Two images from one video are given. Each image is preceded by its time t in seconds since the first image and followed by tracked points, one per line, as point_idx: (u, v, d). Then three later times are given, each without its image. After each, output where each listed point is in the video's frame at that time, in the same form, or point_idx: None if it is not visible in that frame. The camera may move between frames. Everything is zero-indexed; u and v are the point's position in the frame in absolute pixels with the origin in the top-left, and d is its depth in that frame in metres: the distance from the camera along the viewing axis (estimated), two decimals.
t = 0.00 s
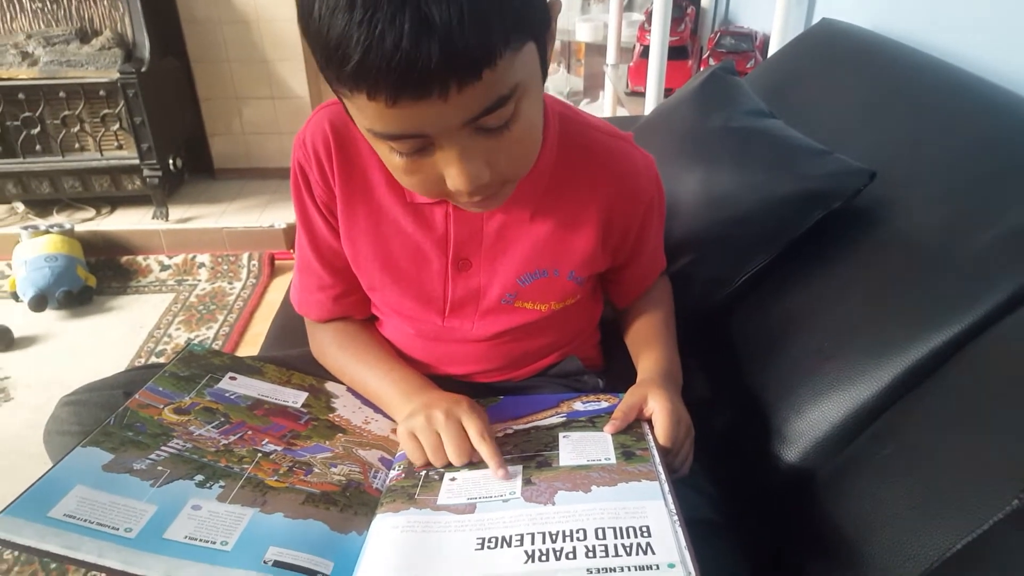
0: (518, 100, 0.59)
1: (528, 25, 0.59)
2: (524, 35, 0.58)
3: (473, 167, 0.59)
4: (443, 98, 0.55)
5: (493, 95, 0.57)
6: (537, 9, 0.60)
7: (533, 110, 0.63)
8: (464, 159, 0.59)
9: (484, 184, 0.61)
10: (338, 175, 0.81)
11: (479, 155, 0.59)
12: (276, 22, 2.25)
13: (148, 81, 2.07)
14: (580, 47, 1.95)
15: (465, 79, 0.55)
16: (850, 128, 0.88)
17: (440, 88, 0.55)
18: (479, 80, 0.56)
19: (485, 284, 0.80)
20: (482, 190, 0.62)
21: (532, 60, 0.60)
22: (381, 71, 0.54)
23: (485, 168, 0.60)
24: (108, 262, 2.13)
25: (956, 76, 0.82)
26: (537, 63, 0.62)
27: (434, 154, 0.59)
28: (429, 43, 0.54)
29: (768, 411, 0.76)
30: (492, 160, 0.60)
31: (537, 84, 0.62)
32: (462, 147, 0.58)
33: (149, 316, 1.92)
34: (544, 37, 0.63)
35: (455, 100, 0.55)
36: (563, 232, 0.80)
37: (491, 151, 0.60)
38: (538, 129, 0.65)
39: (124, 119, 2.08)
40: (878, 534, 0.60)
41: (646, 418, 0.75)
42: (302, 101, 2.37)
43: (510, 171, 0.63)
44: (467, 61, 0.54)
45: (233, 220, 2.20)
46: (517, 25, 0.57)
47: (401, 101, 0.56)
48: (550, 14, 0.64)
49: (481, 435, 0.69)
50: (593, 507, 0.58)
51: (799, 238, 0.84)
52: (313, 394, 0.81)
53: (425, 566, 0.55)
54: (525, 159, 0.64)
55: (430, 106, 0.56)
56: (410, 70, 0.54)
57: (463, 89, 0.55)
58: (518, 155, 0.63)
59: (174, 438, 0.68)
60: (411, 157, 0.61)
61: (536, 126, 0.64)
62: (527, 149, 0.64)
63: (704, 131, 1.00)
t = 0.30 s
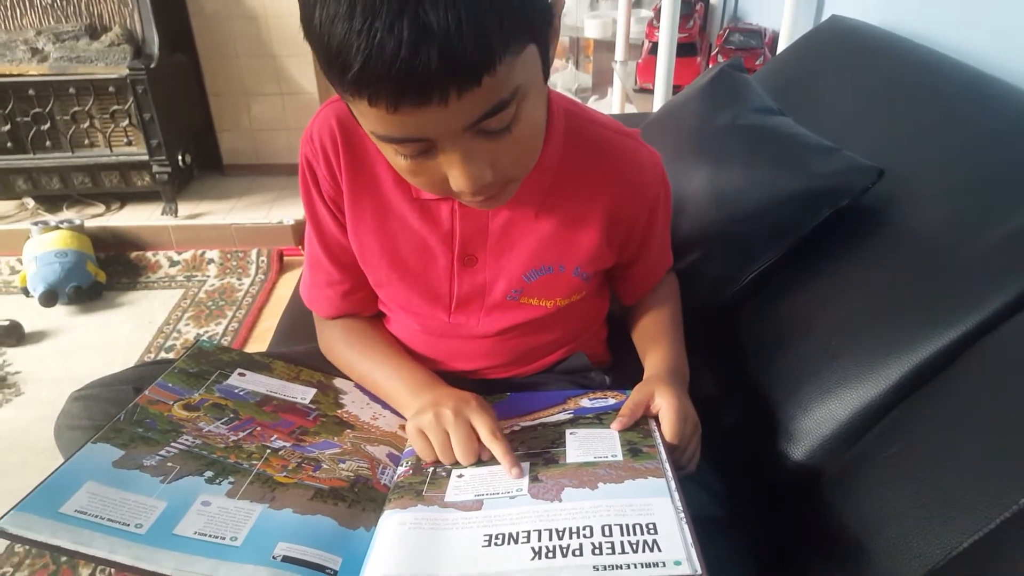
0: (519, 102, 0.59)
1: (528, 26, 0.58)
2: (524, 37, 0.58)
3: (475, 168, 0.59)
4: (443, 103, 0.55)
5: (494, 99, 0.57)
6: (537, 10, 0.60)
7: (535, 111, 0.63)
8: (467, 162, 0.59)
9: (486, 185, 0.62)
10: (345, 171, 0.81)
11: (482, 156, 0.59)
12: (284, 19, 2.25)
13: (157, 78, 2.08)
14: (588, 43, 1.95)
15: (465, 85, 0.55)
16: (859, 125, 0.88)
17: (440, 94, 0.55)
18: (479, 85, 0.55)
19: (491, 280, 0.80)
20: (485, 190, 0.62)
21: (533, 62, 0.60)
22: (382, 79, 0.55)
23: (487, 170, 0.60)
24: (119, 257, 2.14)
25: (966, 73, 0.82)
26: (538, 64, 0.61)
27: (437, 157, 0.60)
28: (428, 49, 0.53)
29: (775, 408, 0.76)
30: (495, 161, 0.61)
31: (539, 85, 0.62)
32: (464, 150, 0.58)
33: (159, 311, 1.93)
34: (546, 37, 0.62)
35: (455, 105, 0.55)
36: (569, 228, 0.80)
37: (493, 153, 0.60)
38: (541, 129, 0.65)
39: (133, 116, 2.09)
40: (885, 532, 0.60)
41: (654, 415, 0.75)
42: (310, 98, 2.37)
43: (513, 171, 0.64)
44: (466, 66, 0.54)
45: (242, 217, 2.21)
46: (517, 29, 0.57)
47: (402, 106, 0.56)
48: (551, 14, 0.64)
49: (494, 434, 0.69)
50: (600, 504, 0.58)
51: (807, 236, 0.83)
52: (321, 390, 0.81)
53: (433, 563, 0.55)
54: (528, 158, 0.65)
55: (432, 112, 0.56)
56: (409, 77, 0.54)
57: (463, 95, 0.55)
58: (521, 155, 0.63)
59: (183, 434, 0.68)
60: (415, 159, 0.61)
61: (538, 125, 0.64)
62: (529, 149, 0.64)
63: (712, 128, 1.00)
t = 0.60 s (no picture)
0: (511, 102, 0.59)
1: (517, 27, 0.58)
2: (514, 38, 0.58)
3: (468, 168, 0.59)
4: (432, 103, 0.55)
5: (484, 99, 0.57)
6: (526, 9, 0.59)
7: (529, 110, 0.63)
8: (459, 161, 0.59)
9: (480, 184, 0.62)
10: (346, 169, 0.81)
11: (475, 156, 0.59)
12: (286, 17, 2.25)
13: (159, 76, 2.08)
14: (590, 42, 1.95)
15: (453, 86, 0.55)
16: (860, 125, 0.88)
17: (428, 95, 0.55)
18: (467, 86, 0.55)
19: (492, 278, 0.80)
20: (479, 189, 0.62)
21: (525, 62, 0.60)
22: (369, 80, 0.55)
23: (480, 169, 0.60)
24: (120, 255, 2.14)
25: (966, 73, 0.82)
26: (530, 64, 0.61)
27: (431, 156, 0.60)
28: (414, 51, 0.53)
29: (776, 407, 0.76)
30: (488, 160, 0.61)
31: (532, 85, 0.62)
32: (456, 150, 0.58)
33: (160, 309, 1.93)
34: (538, 37, 0.62)
35: (444, 106, 0.56)
36: (570, 226, 0.80)
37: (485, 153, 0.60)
38: (535, 127, 0.65)
39: (135, 113, 2.09)
40: (886, 531, 0.60)
41: (654, 413, 0.75)
42: (311, 96, 2.37)
43: (507, 170, 0.63)
44: (454, 67, 0.54)
45: (244, 215, 2.21)
46: (504, 29, 0.57)
47: (391, 106, 0.56)
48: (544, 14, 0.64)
49: (491, 434, 0.69)
50: (599, 502, 0.58)
51: (808, 235, 0.83)
52: (322, 389, 0.81)
53: (434, 562, 0.55)
54: (522, 157, 0.64)
55: (421, 112, 0.56)
56: (396, 79, 0.54)
57: (451, 95, 0.55)
58: (515, 155, 0.63)
59: (185, 432, 0.69)
60: (409, 158, 0.61)
61: (533, 125, 0.64)
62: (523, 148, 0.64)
63: (713, 128, 1.00)
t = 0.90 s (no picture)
0: (500, 97, 0.59)
1: (511, 26, 0.58)
2: (506, 34, 0.58)
3: (453, 161, 0.59)
4: (417, 93, 0.55)
5: (471, 93, 0.56)
6: (522, 9, 0.60)
7: (519, 108, 0.62)
8: (445, 154, 0.59)
9: (464, 179, 0.61)
10: (344, 169, 0.81)
11: (460, 149, 0.59)
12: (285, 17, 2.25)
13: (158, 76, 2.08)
14: (590, 42, 1.95)
15: (440, 76, 0.55)
16: (859, 125, 0.88)
17: (414, 85, 0.55)
18: (454, 79, 0.55)
19: (491, 278, 0.80)
20: (463, 183, 0.62)
21: (516, 59, 0.60)
22: (355, 65, 0.55)
23: (465, 164, 0.60)
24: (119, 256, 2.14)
25: (965, 73, 0.82)
26: (522, 61, 0.61)
27: (417, 147, 0.59)
28: (402, 39, 0.54)
29: (774, 408, 0.76)
30: (475, 155, 0.60)
31: (523, 83, 0.62)
32: (442, 142, 0.58)
33: (159, 310, 1.93)
34: (531, 35, 0.62)
35: (430, 97, 0.55)
36: (568, 226, 0.80)
37: (472, 148, 0.60)
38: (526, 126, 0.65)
39: (134, 113, 2.09)
40: (886, 532, 0.60)
41: (653, 414, 0.75)
42: (311, 96, 2.37)
43: (494, 166, 0.63)
44: (441, 58, 0.54)
45: (243, 215, 2.21)
46: (496, 24, 0.57)
47: (376, 94, 0.56)
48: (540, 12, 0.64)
49: (483, 430, 0.69)
50: (597, 503, 0.58)
51: (807, 236, 0.83)
52: (321, 390, 0.81)
53: (432, 562, 0.55)
54: (511, 155, 0.64)
55: (406, 101, 0.56)
56: (382, 66, 0.54)
57: (438, 86, 0.55)
58: (503, 152, 0.62)
59: (183, 433, 0.68)
60: (395, 148, 0.61)
61: (523, 123, 0.64)
62: (512, 146, 0.63)
63: (712, 128, 0.99)
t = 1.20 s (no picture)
0: (488, 89, 0.59)
1: (500, 19, 0.58)
2: (494, 27, 0.58)
3: (440, 152, 0.59)
4: (403, 81, 0.55)
5: (458, 83, 0.57)
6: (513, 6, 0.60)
7: (508, 102, 0.62)
8: (431, 144, 0.59)
9: (451, 170, 0.62)
10: (342, 170, 0.81)
11: (447, 140, 0.59)
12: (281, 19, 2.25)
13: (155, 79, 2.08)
14: (586, 42, 1.95)
15: (425, 66, 0.55)
16: (855, 124, 0.88)
17: (399, 74, 0.55)
18: (440, 68, 0.55)
19: (489, 277, 0.80)
20: (451, 175, 0.62)
21: (505, 53, 0.60)
22: (341, 53, 0.55)
23: (452, 154, 0.60)
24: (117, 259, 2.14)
25: (960, 71, 0.82)
26: (511, 54, 0.61)
27: (404, 137, 0.60)
28: (387, 29, 0.54)
29: (772, 407, 0.76)
30: (462, 147, 0.61)
31: (512, 77, 0.62)
32: (428, 133, 0.58)
33: (157, 313, 1.93)
34: (522, 30, 0.62)
35: (416, 86, 0.56)
36: (566, 225, 0.80)
37: (459, 139, 0.60)
38: (517, 121, 0.65)
39: (131, 117, 2.09)
40: (884, 530, 0.60)
41: (652, 413, 0.75)
42: (308, 98, 2.37)
43: (483, 159, 0.63)
44: (426, 48, 0.54)
45: (241, 217, 2.21)
46: (484, 16, 0.57)
47: (362, 81, 0.56)
48: (531, 7, 0.64)
49: (475, 430, 0.69)
50: (596, 503, 0.58)
51: (804, 235, 0.83)
52: (319, 392, 0.81)
53: (430, 563, 0.55)
54: (500, 148, 0.64)
55: (392, 90, 0.56)
56: (367, 55, 0.55)
57: (423, 76, 0.55)
58: (492, 145, 0.63)
59: (181, 435, 0.68)
60: (383, 138, 0.61)
61: (513, 117, 0.64)
62: (501, 139, 0.63)
63: (708, 127, 1.00)
